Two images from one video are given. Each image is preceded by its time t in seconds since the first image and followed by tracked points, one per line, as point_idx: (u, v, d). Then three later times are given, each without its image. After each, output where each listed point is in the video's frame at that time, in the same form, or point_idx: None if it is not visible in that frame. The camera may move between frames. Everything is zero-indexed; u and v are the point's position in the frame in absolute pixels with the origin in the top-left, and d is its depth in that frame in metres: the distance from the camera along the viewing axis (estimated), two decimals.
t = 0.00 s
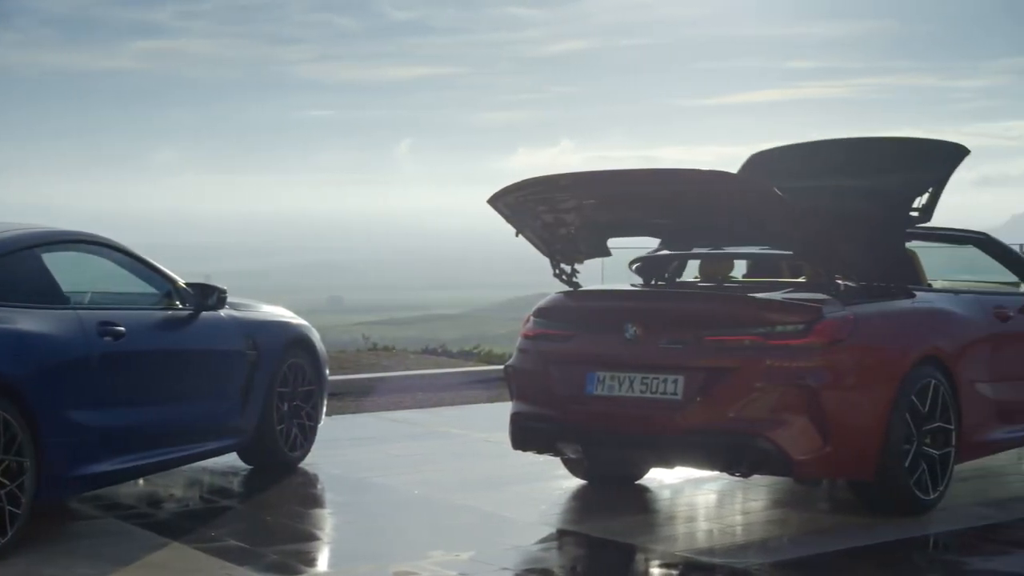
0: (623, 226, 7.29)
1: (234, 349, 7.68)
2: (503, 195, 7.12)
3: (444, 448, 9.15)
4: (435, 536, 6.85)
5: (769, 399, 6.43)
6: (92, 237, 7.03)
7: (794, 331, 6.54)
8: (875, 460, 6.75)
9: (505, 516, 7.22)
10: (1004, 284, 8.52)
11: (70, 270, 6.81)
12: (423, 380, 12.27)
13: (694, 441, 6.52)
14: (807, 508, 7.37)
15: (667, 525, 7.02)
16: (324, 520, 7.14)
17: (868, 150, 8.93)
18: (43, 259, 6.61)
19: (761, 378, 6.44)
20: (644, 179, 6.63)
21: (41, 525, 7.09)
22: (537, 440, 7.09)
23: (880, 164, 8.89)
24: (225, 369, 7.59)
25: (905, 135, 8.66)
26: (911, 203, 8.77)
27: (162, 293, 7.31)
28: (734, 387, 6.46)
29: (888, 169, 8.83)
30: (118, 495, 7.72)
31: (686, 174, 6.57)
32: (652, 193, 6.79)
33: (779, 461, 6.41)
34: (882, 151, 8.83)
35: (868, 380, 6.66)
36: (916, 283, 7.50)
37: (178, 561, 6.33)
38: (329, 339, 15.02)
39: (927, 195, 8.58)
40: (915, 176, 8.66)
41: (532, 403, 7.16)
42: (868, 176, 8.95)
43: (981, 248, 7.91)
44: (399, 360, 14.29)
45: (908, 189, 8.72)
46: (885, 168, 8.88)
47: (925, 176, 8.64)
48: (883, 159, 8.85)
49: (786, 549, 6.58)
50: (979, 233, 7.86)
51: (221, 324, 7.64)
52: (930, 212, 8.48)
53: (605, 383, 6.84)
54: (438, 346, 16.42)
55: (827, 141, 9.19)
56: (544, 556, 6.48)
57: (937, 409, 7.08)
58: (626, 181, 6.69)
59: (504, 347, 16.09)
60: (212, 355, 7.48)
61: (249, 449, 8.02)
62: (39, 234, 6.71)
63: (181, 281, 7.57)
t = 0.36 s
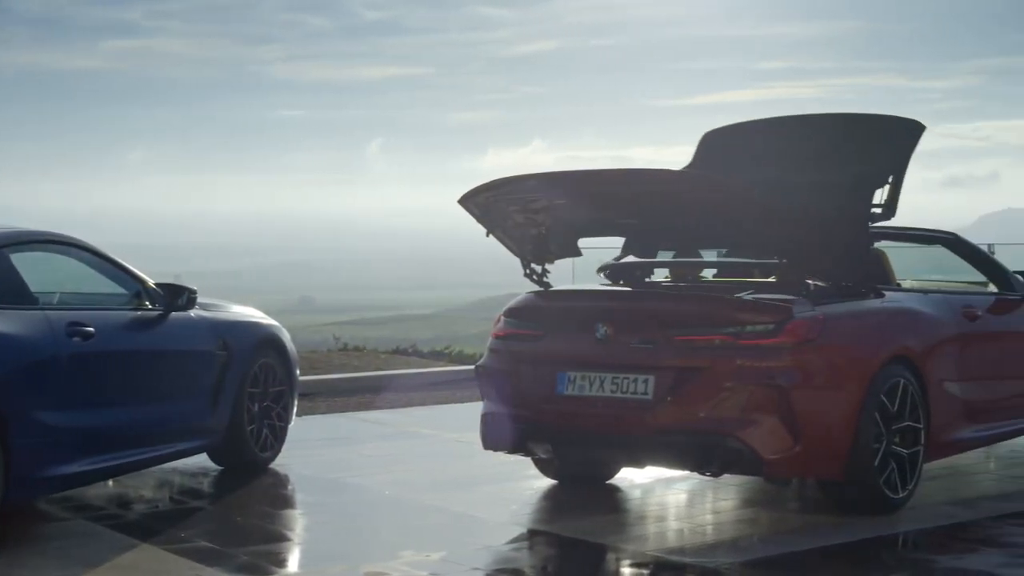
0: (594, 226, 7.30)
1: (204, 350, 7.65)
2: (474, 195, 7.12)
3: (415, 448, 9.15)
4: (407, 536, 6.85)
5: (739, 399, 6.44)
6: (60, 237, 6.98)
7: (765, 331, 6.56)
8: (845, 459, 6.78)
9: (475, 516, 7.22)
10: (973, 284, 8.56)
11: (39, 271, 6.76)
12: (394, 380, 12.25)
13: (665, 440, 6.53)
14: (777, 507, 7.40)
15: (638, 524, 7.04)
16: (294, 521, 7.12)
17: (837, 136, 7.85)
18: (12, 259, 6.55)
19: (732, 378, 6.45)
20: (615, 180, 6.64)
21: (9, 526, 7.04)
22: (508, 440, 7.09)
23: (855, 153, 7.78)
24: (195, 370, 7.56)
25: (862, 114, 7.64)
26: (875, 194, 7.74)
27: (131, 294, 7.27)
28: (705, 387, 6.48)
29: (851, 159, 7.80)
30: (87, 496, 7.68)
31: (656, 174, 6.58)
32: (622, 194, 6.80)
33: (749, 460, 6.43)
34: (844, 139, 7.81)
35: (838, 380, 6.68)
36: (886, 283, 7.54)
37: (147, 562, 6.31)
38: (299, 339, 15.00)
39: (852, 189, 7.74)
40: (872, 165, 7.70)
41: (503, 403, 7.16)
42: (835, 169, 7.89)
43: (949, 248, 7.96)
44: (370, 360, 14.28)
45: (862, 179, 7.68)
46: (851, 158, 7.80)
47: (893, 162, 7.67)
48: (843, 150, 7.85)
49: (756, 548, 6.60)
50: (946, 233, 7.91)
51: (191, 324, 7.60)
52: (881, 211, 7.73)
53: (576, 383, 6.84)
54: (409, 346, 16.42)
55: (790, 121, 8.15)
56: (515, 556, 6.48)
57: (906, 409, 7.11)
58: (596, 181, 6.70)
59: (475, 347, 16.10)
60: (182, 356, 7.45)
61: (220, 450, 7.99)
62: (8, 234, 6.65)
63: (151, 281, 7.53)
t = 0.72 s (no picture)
0: (567, 226, 7.30)
1: (177, 350, 7.62)
2: (447, 196, 7.11)
3: (389, 448, 9.15)
4: (381, 536, 6.84)
5: (713, 398, 6.45)
6: (32, 237, 6.92)
7: (738, 331, 6.56)
8: (818, 459, 6.80)
9: (449, 516, 7.21)
10: (944, 284, 8.61)
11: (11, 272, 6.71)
12: (367, 380, 12.25)
13: (639, 440, 6.54)
14: (750, 507, 7.41)
15: (612, 524, 7.04)
16: (267, 522, 7.10)
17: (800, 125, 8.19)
18: None
19: (705, 378, 6.46)
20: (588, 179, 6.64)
21: None
22: (482, 441, 7.09)
23: (818, 146, 8.16)
24: (167, 371, 7.53)
25: (834, 100, 8.07)
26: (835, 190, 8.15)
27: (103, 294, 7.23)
28: (679, 387, 6.49)
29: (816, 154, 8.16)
30: (59, 498, 7.64)
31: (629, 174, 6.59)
32: (596, 194, 6.80)
33: (723, 460, 6.45)
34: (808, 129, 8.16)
35: (811, 380, 6.70)
36: (858, 283, 7.56)
37: (119, 563, 6.28)
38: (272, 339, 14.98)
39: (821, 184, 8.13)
40: (837, 157, 8.14)
41: (477, 404, 7.16)
42: (797, 163, 8.21)
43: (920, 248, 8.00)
44: (343, 360, 14.27)
45: (829, 173, 8.13)
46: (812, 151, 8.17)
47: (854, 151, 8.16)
48: (808, 142, 8.19)
49: (729, 547, 6.61)
50: (918, 233, 7.95)
51: (163, 325, 7.57)
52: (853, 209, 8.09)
53: (549, 383, 6.83)
54: (383, 346, 16.42)
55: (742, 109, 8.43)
56: (488, 556, 6.47)
57: (878, 408, 7.14)
58: (569, 182, 6.69)
59: (449, 348, 16.11)
60: (154, 357, 7.42)
61: (192, 450, 7.96)
62: None
63: (123, 280, 7.48)
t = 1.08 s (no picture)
0: (541, 226, 7.31)
1: (150, 351, 7.59)
2: (422, 196, 7.11)
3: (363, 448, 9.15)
4: (354, 537, 6.83)
5: (687, 398, 6.46)
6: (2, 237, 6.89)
7: (711, 331, 6.57)
8: (791, 458, 6.82)
9: (423, 517, 7.20)
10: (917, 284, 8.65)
11: None
12: (341, 380, 12.24)
13: (613, 440, 6.54)
14: (724, 506, 7.43)
15: (586, 524, 7.05)
16: (241, 523, 7.08)
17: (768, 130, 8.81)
18: None
19: (679, 377, 6.47)
20: (562, 180, 6.65)
21: None
22: (456, 441, 7.08)
23: (803, 148, 10.63)
24: (140, 372, 7.51)
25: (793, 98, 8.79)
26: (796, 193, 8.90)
27: (76, 294, 7.20)
28: (653, 387, 6.49)
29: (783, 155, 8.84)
30: (31, 499, 7.60)
31: (602, 174, 6.60)
32: (571, 194, 6.81)
33: (697, 460, 6.46)
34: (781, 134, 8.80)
35: (785, 380, 6.72)
36: (831, 283, 7.59)
37: (92, 565, 6.25)
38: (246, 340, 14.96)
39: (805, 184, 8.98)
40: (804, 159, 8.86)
41: (451, 404, 7.15)
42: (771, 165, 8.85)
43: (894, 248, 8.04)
44: (317, 361, 14.25)
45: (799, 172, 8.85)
46: (798, 152, 10.63)
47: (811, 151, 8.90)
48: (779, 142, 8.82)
49: (703, 547, 6.63)
50: (891, 234, 7.98)
51: (136, 325, 7.54)
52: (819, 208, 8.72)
53: (524, 383, 6.83)
54: (357, 347, 16.41)
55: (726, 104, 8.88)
56: (462, 557, 6.47)
57: (851, 408, 7.17)
58: (544, 182, 6.70)
59: (424, 348, 16.11)
60: (127, 358, 7.39)
61: (166, 451, 7.93)
62: None
63: (95, 280, 7.46)
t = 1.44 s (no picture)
0: (515, 226, 7.32)
1: (124, 351, 7.56)
2: (395, 197, 7.11)
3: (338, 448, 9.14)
4: (329, 537, 6.82)
5: (661, 398, 6.47)
6: None
7: (686, 331, 6.60)
8: (766, 458, 6.84)
9: (398, 517, 7.20)
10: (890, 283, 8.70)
11: None
12: (315, 380, 12.22)
13: (588, 440, 6.55)
14: (698, 506, 7.44)
15: (561, 524, 7.06)
16: (215, 523, 7.06)
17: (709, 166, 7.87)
18: None
19: (653, 377, 6.48)
20: (536, 181, 6.67)
21: None
22: (430, 441, 7.08)
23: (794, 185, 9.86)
24: (114, 372, 7.48)
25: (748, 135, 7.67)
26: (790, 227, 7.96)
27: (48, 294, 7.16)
28: (628, 387, 6.50)
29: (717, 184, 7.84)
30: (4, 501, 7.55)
31: (578, 175, 6.62)
32: (545, 196, 6.82)
33: (671, 459, 6.47)
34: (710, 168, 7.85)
35: (760, 380, 6.74)
36: (805, 283, 7.62)
37: (65, 567, 6.22)
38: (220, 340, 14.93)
39: (769, 211, 7.64)
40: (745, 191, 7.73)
41: (426, 404, 7.15)
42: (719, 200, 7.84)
43: (868, 248, 8.05)
44: (292, 361, 14.23)
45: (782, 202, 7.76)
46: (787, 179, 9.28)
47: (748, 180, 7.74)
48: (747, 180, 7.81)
49: (678, 546, 6.64)
50: (865, 234, 7.99)
51: (110, 325, 7.52)
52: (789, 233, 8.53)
53: (498, 383, 6.83)
54: (332, 347, 16.40)
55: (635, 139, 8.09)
56: (437, 557, 6.46)
57: (825, 407, 7.19)
58: (518, 183, 6.71)
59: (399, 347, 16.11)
60: (101, 358, 7.36)
61: (140, 452, 7.90)
62: None
63: (68, 281, 7.42)
